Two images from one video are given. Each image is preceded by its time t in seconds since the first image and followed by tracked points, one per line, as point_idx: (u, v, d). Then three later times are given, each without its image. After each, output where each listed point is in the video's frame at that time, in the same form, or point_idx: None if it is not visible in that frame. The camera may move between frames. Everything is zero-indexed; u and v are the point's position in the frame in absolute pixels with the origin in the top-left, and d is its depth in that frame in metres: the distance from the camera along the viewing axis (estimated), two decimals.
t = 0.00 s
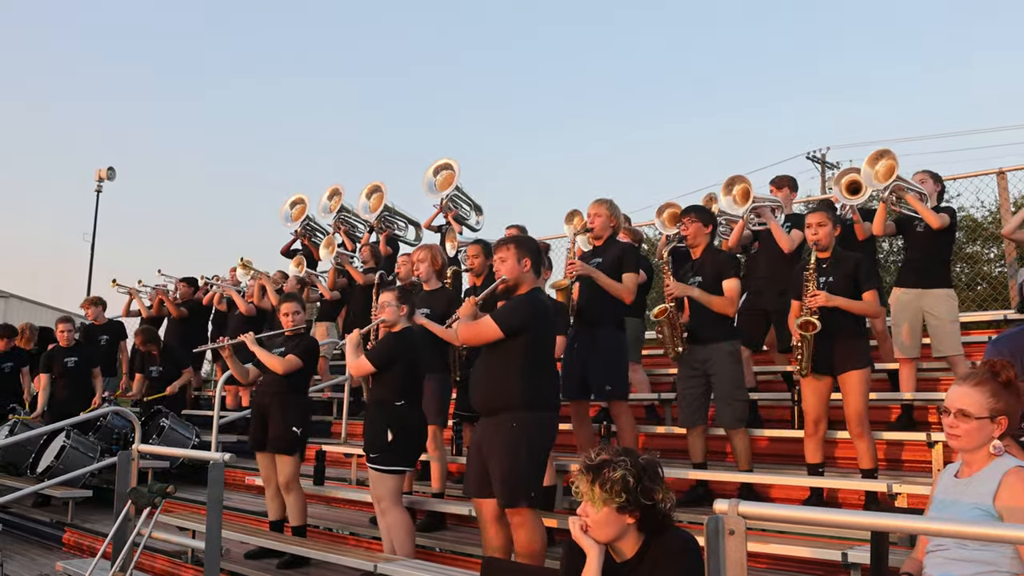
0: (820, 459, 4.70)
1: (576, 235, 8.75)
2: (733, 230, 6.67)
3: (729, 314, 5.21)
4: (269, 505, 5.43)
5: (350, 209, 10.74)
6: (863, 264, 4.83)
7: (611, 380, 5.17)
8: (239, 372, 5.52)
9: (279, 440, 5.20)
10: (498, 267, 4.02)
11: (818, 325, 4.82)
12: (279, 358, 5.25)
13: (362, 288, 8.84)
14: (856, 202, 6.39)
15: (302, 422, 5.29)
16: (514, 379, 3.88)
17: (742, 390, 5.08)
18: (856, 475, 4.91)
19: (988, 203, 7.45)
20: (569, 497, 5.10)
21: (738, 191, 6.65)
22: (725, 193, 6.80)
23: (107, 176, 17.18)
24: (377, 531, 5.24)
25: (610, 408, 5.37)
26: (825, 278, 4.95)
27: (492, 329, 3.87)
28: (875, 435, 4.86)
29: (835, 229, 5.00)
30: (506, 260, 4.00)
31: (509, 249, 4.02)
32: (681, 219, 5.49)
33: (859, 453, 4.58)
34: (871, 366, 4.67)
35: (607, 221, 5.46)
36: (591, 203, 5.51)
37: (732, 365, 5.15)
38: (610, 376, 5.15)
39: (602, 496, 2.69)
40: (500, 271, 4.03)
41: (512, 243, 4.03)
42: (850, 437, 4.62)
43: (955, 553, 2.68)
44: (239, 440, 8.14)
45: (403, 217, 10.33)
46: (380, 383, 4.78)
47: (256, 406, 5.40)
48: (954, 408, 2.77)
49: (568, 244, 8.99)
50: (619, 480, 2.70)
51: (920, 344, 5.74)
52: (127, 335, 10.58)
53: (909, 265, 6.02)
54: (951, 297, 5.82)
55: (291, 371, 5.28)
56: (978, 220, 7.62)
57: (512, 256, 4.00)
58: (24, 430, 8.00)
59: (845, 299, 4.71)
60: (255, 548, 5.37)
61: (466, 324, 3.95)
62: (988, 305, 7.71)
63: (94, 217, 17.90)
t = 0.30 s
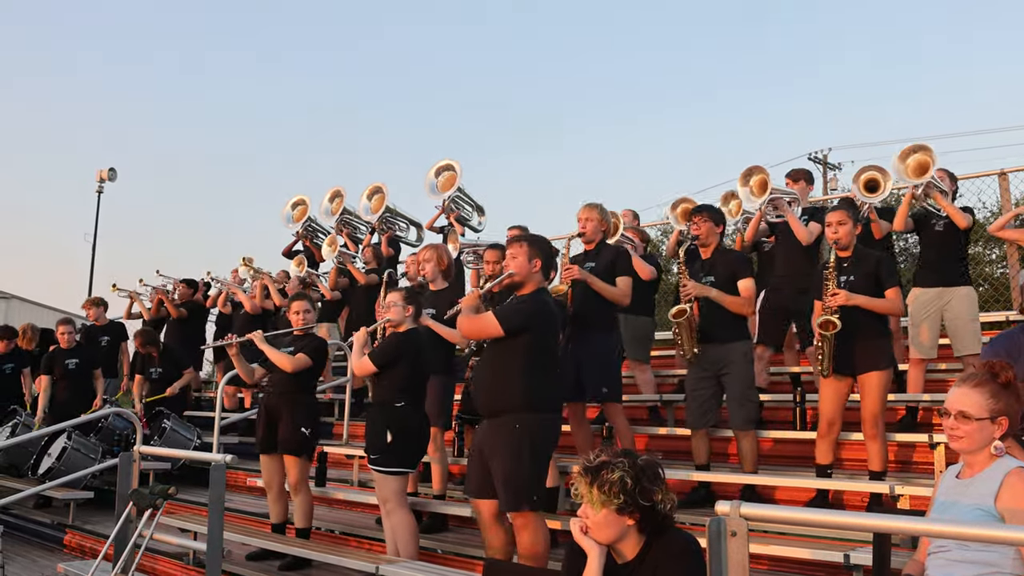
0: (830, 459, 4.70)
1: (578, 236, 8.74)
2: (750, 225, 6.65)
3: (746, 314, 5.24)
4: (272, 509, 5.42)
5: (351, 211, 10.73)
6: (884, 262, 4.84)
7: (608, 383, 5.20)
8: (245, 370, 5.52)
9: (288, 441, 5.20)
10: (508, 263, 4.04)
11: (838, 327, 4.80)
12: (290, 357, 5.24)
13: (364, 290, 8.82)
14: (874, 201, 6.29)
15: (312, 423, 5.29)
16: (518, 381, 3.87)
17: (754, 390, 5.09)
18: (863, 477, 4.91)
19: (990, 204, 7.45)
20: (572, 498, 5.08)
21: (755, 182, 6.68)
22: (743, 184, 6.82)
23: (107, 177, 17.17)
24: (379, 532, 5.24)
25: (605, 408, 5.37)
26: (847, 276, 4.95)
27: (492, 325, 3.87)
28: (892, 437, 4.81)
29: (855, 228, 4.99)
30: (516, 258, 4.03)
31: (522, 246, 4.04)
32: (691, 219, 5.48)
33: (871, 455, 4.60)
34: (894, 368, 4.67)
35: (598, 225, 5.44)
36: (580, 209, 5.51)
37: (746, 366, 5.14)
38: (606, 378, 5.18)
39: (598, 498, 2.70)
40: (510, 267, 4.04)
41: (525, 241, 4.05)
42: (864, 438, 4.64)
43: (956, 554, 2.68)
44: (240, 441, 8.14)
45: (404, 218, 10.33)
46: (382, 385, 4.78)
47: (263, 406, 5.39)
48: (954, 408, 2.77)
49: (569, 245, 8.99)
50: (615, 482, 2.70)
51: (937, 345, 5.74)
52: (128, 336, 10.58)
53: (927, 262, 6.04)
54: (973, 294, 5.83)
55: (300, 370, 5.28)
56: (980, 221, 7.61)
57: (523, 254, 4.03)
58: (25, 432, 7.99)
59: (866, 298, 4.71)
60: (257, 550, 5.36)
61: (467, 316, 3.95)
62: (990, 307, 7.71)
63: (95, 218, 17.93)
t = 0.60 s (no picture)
0: (853, 461, 4.65)
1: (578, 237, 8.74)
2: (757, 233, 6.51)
3: (758, 315, 5.23)
4: (267, 509, 5.42)
5: (352, 210, 10.72)
6: (894, 262, 4.82)
7: (605, 386, 5.20)
8: (253, 373, 5.53)
9: (294, 443, 5.19)
10: (509, 265, 4.03)
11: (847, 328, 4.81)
12: (297, 360, 5.24)
13: (365, 291, 8.81)
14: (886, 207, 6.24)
15: (318, 425, 5.29)
16: (509, 382, 3.88)
17: (763, 392, 5.09)
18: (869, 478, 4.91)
19: (992, 204, 7.44)
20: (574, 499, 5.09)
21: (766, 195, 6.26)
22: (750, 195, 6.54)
23: (108, 177, 17.19)
24: (380, 533, 5.24)
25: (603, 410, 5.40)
26: (857, 275, 4.95)
27: (501, 325, 3.84)
28: (898, 438, 4.82)
29: (865, 227, 4.99)
30: (517, 259, 4.02)
31: (523, 249, 4.03)
32: (700, 220, 5.48)
33: (877, 457, 4.60)
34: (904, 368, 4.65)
35: (593, 227, 5.45)
36: (574, 211, 5.52)
37: (755, 368, 5.14)
38: (603, 381, 5.18)
39: (597, 500, 2.70)
40: (510, 269, 4.03)
41: (526, 244, 4.04)
42: (870, 440, 4.64)
43: (959, 556, 2.68)
44: (242, 442, 8.14)
45: (404, 217, 10.33)
46: (385, 386, 4.78)
47: (269, 408, 5.39)
48: (957, 410, 2.77)
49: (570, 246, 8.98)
50: (615, 484, 2.70)
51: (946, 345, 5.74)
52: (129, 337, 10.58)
53: (938, 263, 6.03)
54: (983, 293, 5.83)
55: (309, 372, 5.30)
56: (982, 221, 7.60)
57: (524, 256, 4.02)
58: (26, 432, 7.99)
59: (875, 299, 4.70)
60: (258, 551, 5.36)
61: (472, 315, 3.88)
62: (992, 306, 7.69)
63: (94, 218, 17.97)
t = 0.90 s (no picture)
0: (861, 463, 4.64)
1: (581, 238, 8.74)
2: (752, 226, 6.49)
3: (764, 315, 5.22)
4: (268, 510, 5.41)
5: (355, 211, 10.71)
6: (896, 262, 4.80)
7: (608, 386, 5.18)
8: (259, 375, 5.50)
9: (296, 444, 5.19)
10: (506, 270, 4.04)
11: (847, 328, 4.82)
12: (299, 361, 5.24)
13: (367, 291, 8.80)
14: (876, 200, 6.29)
15: (320, 426, 5.29)
16: (513, 381, 3.88)
17: (767, 392, 5.10)
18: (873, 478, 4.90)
19: (997, 204, 7.42)
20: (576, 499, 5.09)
21: (758, 188, 6.39)
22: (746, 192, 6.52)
23: (111, 179, 17.22)
24: (382, 534, 5.24)
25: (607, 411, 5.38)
26: (858, 276, 4.95)
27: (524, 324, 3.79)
28: (901, 439, 4.81)
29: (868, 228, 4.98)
30: (512, 264, 4.02)
31: (516, 252, 4.03)
32: (708, 217, 5.46)
33: (879, 457, 4.59)
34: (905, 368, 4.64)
35: (600, 229, 5.45)
36: (582, 211, 5.53)
37: (757, 369, 5.13)
38: (606, 381, 5.17)
39: (600, 501, 2.69)
40: (507, 275, 4.04)
41: (519, 247, 4.03)
42: (873, 440, 4.63)
43: (963, 557, 2.67)
44: (244, 443, 8.14)
45: (406, 218, 10.32)
46: (388, 388, 4.79)
47: (272, 409, 5.40)
48: (962, 411, 2.76)
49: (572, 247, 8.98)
50: (617, 484, 2.69)
51: (940, 348, 5.74)
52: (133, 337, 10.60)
53: (931, 262, 6.01)
54: (974, 296, 5.82)
55: (310, 374, 5.30)
56: (986, 222, 7.58)
57: (518, 260, 4.02)
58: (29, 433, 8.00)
59: (876, 300, 4.69)
60: (260, 551, 5.36)
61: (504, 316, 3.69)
62: (996, 308, 7.68)
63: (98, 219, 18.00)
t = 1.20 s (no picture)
0: (864, 464, 4.63)
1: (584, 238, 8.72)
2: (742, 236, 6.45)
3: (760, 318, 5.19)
4: (279, 509, 5.39)
5: (357, 211, 10.72)
6: (898, 262, 4.78)
7: (619, 387, 5.16)
8: (258, 374, 5.51)
9: (294, 444, 5.20)
10: (515, 267, 3.99)
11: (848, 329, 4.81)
12: (297, 362, 5.23)
13: (371, 292, 8.79)
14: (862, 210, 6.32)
15: (318, 426, 5.29)
16: (527, 382, 3.87)
17: (761, 394, 5.09)
18: (879, 479, 4.88)
19: (1002, 204, 7.38)
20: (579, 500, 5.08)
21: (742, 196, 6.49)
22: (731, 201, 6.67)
23: (115, 179, 17.25)
24: (385, 534, 5.23)
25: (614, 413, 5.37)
26: (861, 276, 4.93)
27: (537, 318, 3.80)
28: (905, 440, 4.80)
29: (870, 228, 4.96)
30: (522, 260, 3.99)
31: (527, 249, 4.00)
32: (706, 219, 5.43)
33: (882, 459, 4.58)
34: (909, 369, 4.62)
35: (611, 226, 5.45)
36: (593, 210, 5.52)
37: (753, 370, 5.13)
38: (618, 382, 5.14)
39: (602, 503, 2.68)
40: (516, 271, 3.99)
41: (529, 243, 4.01)
42: (876, 441, 4.61)
43: (969, 559, 2.66)
44: (247, 443, 8.14)
45: (408, 218, 10.31)
46: (390, 388, 4.78)
47: (270, 409, 5.41)
48: (968, 412, 2.74)
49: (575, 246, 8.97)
50: (618, 486, 2.68)
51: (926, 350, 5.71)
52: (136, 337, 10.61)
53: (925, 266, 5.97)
54: (960, 302, 5.79)
55: (309, 374, 5.29)
56: (991, 221, 7.55)
57: (528, 256, 3.99)
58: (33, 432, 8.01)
59: (876, 300, 4.66)
60: (263, 551, 5.36)
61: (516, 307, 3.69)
62: (1001, 308, 7.65)
63: (103, 219, 18.04)
